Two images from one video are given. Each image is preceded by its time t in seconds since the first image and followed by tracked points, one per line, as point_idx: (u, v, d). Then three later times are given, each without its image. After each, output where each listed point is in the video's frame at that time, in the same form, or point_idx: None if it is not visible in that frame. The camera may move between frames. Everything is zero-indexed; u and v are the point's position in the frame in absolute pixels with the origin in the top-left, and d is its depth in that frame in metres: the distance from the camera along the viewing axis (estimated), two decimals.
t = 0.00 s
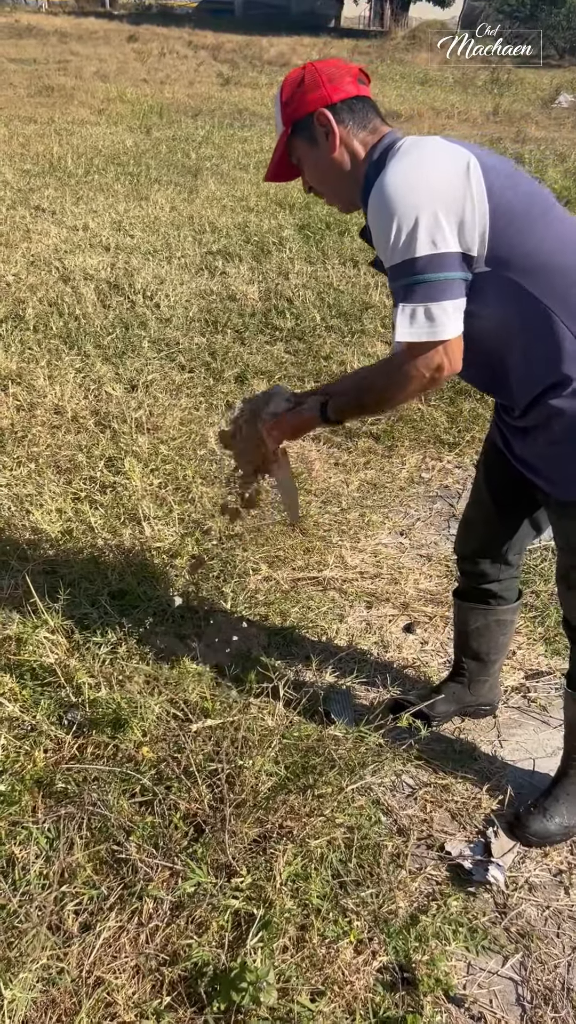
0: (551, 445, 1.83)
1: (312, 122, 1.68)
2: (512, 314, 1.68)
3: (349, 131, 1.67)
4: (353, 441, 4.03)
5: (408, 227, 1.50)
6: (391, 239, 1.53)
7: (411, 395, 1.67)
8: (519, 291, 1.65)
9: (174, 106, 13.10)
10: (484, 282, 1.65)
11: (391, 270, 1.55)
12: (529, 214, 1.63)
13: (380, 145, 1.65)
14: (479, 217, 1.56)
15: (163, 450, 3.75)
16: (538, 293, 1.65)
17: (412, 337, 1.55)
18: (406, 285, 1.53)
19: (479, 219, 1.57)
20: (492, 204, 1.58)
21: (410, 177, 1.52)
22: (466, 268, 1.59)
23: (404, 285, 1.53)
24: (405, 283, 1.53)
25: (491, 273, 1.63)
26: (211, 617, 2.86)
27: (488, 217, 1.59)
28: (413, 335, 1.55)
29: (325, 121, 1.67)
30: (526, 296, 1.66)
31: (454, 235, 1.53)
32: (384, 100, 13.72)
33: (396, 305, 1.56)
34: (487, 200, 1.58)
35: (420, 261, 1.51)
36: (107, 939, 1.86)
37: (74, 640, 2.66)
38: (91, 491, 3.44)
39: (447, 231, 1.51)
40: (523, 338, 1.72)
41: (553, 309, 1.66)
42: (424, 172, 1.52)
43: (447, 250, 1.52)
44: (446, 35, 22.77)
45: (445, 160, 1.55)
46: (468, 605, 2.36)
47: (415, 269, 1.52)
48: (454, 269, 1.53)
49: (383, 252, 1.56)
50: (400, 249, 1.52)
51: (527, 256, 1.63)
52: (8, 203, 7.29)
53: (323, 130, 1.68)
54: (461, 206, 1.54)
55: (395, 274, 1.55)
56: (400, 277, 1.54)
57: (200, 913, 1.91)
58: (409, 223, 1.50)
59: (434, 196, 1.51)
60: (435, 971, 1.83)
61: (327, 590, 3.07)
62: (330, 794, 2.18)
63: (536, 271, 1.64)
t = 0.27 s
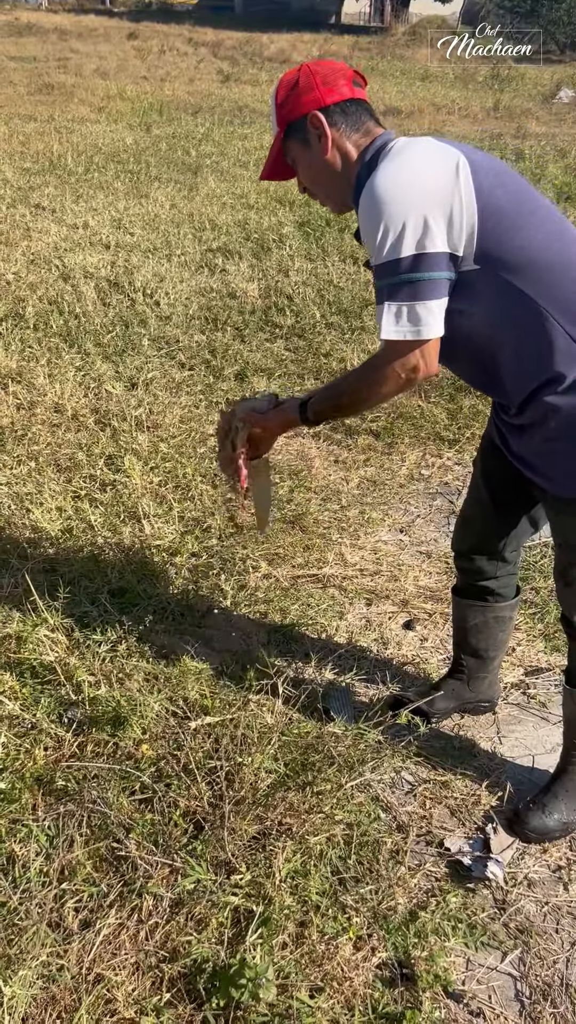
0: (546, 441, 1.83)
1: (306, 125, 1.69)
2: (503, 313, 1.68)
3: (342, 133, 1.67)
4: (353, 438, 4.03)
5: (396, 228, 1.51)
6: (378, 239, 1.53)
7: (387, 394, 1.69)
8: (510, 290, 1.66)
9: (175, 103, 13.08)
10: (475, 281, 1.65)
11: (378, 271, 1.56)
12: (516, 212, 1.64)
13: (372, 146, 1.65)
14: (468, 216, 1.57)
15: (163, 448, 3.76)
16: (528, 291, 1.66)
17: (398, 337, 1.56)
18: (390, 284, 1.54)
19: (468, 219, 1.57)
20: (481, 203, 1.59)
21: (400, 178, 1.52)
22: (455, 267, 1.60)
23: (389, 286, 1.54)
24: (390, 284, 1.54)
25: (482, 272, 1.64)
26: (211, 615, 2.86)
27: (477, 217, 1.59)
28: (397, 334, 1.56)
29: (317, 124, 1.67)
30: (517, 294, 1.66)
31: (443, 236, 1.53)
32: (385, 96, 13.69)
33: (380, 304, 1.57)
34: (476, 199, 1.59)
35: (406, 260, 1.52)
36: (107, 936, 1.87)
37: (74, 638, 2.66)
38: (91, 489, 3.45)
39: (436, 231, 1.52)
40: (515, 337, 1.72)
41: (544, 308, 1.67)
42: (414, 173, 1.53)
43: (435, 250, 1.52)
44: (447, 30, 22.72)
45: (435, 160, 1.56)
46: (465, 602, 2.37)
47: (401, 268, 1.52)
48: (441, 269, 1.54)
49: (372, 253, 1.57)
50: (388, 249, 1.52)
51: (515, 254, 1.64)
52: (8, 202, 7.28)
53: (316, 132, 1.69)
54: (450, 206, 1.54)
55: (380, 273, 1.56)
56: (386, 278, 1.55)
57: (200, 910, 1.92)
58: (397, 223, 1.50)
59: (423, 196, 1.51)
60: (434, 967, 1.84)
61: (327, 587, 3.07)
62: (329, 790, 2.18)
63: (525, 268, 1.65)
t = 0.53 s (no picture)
0: (543, 437, 1.83)
1: (300, 124, 1.69)
2: (498, 307, 1.69)
3: (336, 131, 1.67)
4: (354, 435, 4.03)
5: (389, 222, 1.50)
6: (371, 232, 1.53)
7: (379, 388, 1.69)
8: (506, 285, 1.66)
9: (175, 100, 13.06)
10: (471, 276, 1.66)
11: (371, 265, 1.56)
12: (513, 208, 1.63)
13: (366, 143, 1.65)
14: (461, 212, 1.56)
15: (164, 445, 3.76)
16: (523, 286, 1.66)
17: (390, 329, 1.55)
18: (383, 278, 1.54)
19: (461, 215, 1.57)
20: (475, 198, 1.59)
21: (394, 171, 1.51)
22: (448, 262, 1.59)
23: (382, 278, 1.54)
24: (383, 276, 1.54)
25: (477, 266, 1.64)
26: (212, 612, 2.87)
27: (472, 212, 1.59)
28: (390, 327, 1.55)
29: (311, 123, 1.67)
30: (512, 289, 1.67)
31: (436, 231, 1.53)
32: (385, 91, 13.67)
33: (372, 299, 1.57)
34: (470, 194, 1.58)
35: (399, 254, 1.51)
36: (109, 932, 1.88)
37: (76, 636, 2.67)
38: (92, 487, 3.45)
39: (429, 225, 1.51)
40: (511, 332, 1.72)
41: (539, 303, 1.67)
42: (409, 166, 1.52)
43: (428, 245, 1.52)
44: (447, 26, 22.66)
45: (429, 154, 1.55)
46: (466, 599, 2.37)
47: (394, 261, 1.52)
48: (434, 263, 1.53)
49: (365, 247, 1.57)
50: (381, 242, 1.52)
51: (511, 248, 1.63)
52: (8, 200, 7.28)
53: (310, 131, 1.69)
54: (445, 200, 1.54)
55: (373, 267, 1.56)
56: (379, 271, 1.54)
57: (202, 906, 1.92)
58: (391, 217, 1.50)
59: (417, 190, 1.51)
60: (436, 962, 1.84)
61: (328, 584, 3.07)
62: (331, 787, 2.19)
63: (521, 263, 1.64)
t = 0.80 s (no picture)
0: (540, 430, 1.83)
1: (306, 103, 1.68)
2: (499, 298, 1.68)
3: (342, 111, 1.67)
4: (355, 431, 4.02)
5: (392, 207, 1.49)
6: (373, 217, 1.52)
7: (375, 381, 1.68)
8: (507, 274, 1.66)
9: (175, 96, 13.04)
10: (472, 264, 1.65)
11: (372, 250, 1.54)
12: (516, 198, 1.63)
13: (374, 125, 1.65)
14: (465, 198, 1.55)
15: (165, 442, 3.75)
16: (525, 276, 1.66)
17: (392, 315, 1.54)
18: (384, 264, 1.52)
19: (465, 201, 1.56)
20: (480, 184, 1.58)
21: (398, 156, 1.50)
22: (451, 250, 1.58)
23: (383, 264, 1.52)
24: (384, 262, 1.52)
25: (480, 255, 1.63)
26: (214, 609, 2.87)
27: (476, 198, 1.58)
28: (392, 313, 1.54)
29: (318, 102, 1.66)
30: (513, 279, 1.66)
31: (440, 216, 1.52)
32: (385, 87, 13.64)
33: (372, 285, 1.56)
34: (475, 180, 1.58)
35: (400, 239, 1.50)
36: (112, 928, 1.88)
37: (77, 632, 2.67)
38: (94, 484, 3.45)
39: (433, 211, 1.50)
40: (511, 323, 1.71)
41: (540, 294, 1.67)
42: (413, 151, 1.51)
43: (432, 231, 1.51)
44: (447, 20, 22.60)
45: (434, 139, 1.54)
46: (467, 593, 2.37)
47: (395, 247, 1.50)
48: (436, 249, 1.52)
49: (366, 232, 1.55)
50: (383, 227, 1.50)
51: (514, 238, 1.63)
52: (9, 196, 7.28)
53: (316, 110, 1.68)
54: (448, 186, 1.53)
55: (375, 253, 1.54)
56: (380, 256, 1.53)
57: (205, 901, 1.92)
58: (394, 202, 1.49)
59: (422, 175, 1.50)
60: (438, 957, 1.85)
61: (330, 579, 3.07)
62: (333, 782, 2.19)
63: (524, 253, 1.64)
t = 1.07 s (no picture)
0: (543, 424, 1.83)
1: (309, 89, 1.68)
2: (503, 292, 1.68)
3: (346, 97, 1.66)
4: (356, 427, 4.02)
5: (398, 197, 1.48)
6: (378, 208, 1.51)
7: (373, 375, 1.67)
8: (512, 268, 1.65)
9: (176, 91, 13.02)
10: (476, 258, 1.64)
11: (377, 241, 1.52)
12: (521, 191, 1.62)
13: (377, 111, 1.65)
14: (470, 192, 1.55)
15: (166, 438, 3.75)
16: (530, 271, 1.65)
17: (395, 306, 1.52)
18: (388, 256, 1.51)
19: (471, 194, 1.56)
20: (485, 178, 1.58)
21: (404, 147, 1.50)
22: (456, 243, 1.57)
23: (389, 254, 1.51)
24: (390, 252, 1.51)
25: (486, 248, 1.63)
26: (215, 605, 2.87)
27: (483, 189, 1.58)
28: (396, 304, 1.52)
29: (321, 86, 1.66)
30: (518, 274, 1.65)
31: (445, 208, 1.51)
32: (386, 82, 13.60)
33: (375, 277, 1.54)
34: (481, 174, 1.57)
35: (405, 230, 1.49)
36: (114, 923, 1.88)
37: (79, 628, 2.67)
38: (94, 480, 3.45)
39: (438, 202, 1.50)
40: (515, 318, 1.71)
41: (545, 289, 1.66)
42: (419, 141, 1.51)
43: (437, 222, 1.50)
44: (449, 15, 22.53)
45: (442, 130, 1.54)
46: (472, 588, 2.37)
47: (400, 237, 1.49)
48: (442, 242, 1.51)
49: (369, 223, 1.54)
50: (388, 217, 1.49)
51: (520, 232, 1.62)
52: (9, 193, 7.27)
53: (319, 96, 1.67)
54: (454, 177, 1.52)
55: (378, 245, 1.53)
56: (385, 246, 1.51)
57: (206, 897, 1.93)
58: (399, 192, 1.48)
59: (427, 166, 1.49)
60: (440, 951, 1.85)
61: (331, 575, 3.07)
62: (334, 777, 2.19)
63: (530, 247, 1.63)
